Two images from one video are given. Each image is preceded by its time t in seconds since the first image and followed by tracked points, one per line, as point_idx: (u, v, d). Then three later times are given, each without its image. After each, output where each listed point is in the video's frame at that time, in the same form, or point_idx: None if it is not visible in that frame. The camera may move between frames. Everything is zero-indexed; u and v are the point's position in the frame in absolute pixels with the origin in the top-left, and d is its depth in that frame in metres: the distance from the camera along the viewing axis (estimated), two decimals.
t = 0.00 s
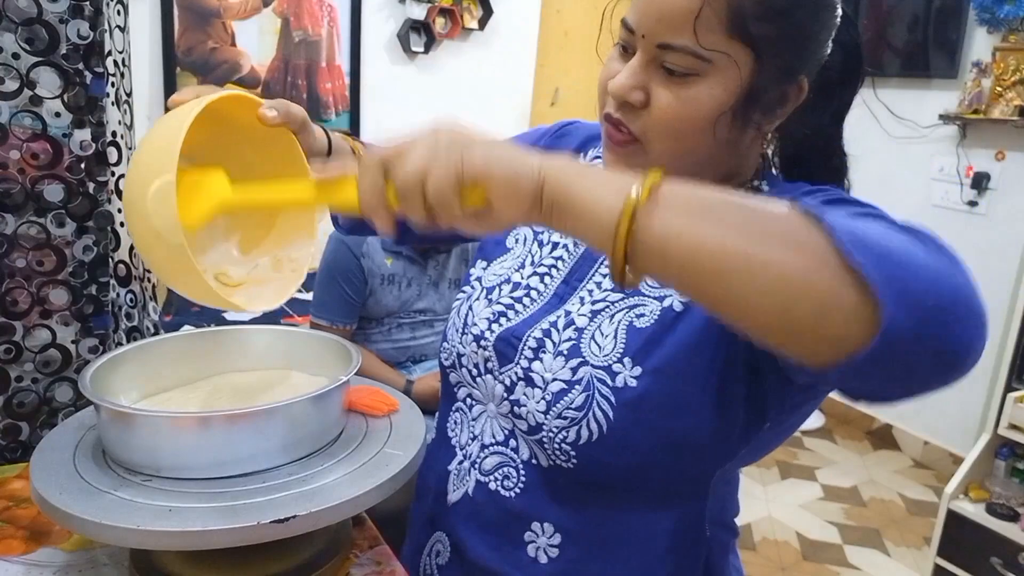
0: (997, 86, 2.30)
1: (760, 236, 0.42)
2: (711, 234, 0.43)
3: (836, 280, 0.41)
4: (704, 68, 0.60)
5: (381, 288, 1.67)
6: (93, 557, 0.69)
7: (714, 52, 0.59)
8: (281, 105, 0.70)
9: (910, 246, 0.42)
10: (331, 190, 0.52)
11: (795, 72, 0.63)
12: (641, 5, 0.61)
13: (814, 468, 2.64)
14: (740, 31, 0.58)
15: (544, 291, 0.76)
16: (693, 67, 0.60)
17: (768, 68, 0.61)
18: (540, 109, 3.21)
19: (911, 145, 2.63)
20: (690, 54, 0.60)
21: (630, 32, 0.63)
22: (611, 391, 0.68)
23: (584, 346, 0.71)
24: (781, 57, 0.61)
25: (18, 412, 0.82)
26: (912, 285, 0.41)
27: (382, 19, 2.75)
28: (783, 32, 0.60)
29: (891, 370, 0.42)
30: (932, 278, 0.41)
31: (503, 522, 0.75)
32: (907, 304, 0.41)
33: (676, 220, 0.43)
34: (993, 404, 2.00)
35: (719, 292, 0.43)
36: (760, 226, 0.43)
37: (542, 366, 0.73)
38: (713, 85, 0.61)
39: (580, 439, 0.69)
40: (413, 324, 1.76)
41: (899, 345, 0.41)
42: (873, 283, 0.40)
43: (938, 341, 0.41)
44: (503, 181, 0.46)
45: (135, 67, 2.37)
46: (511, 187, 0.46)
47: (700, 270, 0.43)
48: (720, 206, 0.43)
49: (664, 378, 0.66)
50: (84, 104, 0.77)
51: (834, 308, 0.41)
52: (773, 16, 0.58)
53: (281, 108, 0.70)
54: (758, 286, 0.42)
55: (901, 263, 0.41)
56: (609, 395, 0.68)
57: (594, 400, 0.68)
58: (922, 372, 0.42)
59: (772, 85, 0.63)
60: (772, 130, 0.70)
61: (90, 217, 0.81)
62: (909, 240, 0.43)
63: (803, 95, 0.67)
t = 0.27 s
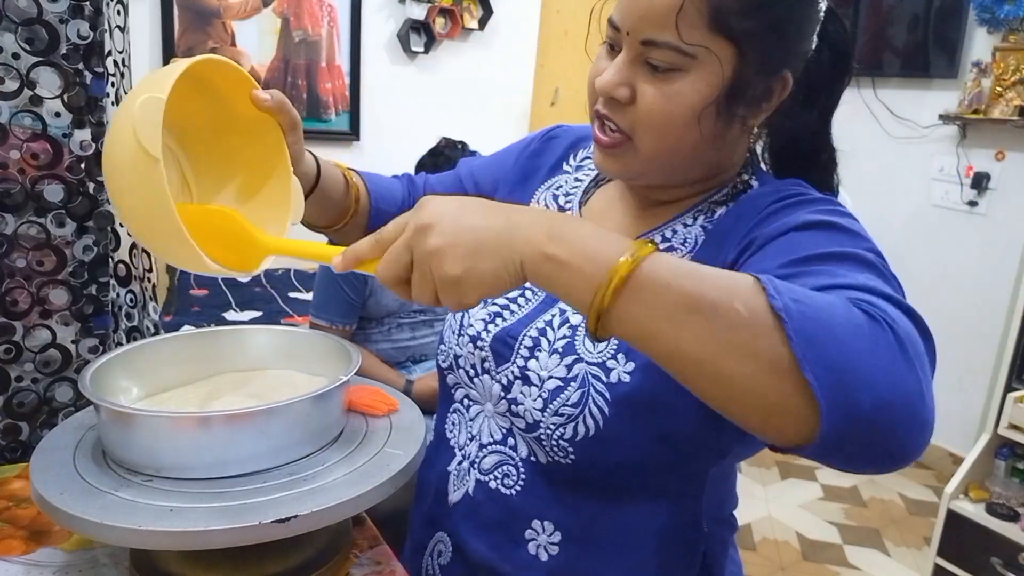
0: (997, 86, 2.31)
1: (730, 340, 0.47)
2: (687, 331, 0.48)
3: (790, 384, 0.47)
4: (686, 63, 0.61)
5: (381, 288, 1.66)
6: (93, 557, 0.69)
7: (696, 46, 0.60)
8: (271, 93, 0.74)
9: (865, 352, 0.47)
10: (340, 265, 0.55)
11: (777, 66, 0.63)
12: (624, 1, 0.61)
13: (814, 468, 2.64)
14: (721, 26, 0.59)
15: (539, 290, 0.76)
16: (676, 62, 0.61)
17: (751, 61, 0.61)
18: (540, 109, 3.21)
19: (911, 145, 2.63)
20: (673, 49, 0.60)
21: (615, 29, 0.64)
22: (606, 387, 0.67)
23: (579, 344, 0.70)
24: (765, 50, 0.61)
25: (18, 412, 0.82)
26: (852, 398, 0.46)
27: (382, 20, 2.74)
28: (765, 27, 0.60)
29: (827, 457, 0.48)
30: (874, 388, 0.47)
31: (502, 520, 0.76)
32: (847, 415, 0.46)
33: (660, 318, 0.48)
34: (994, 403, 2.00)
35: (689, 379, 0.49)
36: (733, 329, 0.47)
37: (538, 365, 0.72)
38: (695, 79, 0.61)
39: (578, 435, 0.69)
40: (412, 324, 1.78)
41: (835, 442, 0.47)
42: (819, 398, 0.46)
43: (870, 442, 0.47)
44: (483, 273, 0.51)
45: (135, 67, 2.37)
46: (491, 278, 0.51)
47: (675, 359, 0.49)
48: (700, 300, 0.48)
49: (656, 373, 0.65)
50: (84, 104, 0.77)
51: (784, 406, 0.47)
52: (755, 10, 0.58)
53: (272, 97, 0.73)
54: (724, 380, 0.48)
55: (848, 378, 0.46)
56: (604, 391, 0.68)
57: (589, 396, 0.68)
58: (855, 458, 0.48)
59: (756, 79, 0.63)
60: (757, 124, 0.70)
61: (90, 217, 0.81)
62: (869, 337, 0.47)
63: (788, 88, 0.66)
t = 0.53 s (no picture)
0: (997, 86, 2.31)
1: (710, 349, 0.47)
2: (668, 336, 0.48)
3: (761, 399, 0.47)
4: (675, 55, 0.61)
5: (380, 287, 1.66)
6: (93, 557, 0.69)
7: (684, 37, 0.60)
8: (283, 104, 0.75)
9: (839, 373, 0.47)
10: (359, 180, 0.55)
11: (764, 59, 0.64)
12: None
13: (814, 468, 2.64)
14: (709, 18, 0.59)
15: (535, 290, 0.76)
16: (665, 53, 0.61)
17: (738, 54, 0.62)
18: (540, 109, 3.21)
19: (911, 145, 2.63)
20: (662, 40, 0.60)
21: (606, 22, 0.64)
22: (603, 388, 0.67)
23: (576, 345, 0.70)
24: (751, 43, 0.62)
25: (18, 412, 0.82)
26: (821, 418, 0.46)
27: (382, 19, 2.74)
28: (750, 19, 0.60)
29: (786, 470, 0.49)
30: (844, 411, 0.47)
31: (502, 520, 0.76)
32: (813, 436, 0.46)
33: (644, 321, 0.48)
34: (994, 403, 2.00)
35: (664, 382, 0.49)
36: (714, 339, 0.47)
37: (535, 366, 0.72)
38: (684, 70, 0.61)
39: (576, 436, 0.69)
40: (412, 324, 1.77)
41: (797, 460, 0.47)
42: (788, 415, 0.46)
43: (833, 463, 0.48)
44: (483, 221, 0.51)
45: (135, 67, 2.37)
46: (490, 230, 0.51)
47: (652, 364, 0.49)
48: (685, 308, 0.48)
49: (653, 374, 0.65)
50: (84, 104, 0.77)
51: (751, 418, 0.47)
52: (741, 3, 0.59)
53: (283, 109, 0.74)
54: (697, 387, 0.48)
55: (819, 398, 0.46)
56: (602, 391, 0.68)
57: (587, 397, 0.68)
58: (813, 476, 0.49)
59: (743, 71, 0.63)
60: (746, 121, 0.70)
61: (90, 217, 0.81)
62: (844, 357, 0.47)
63: (775, 83, 0.67)
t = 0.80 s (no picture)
0: (997, 86, 2.31)
1: (713, 297, 0.47)
2: (670, 288, 0.48)
3: (769, 343, 0.46)
4: (674, 55, 0.61)
5: (380, 287, 1.66)
6: (93, 557, 0.69)
7: (684, 38, 0.60)
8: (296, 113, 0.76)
9: (845, 318, 0.46)
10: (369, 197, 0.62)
11: (762, 62, 0.64)
12: None
13: (814, 468, 2.64)
14: (709, 19, 0.59)
15: (531, 289, 0.76)
16: (664, 53, 0.61)
17: (736, 56, 0.62)
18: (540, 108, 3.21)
19: (911, 145, 2.63)
20: (661, 41, 0.60)
21: (605, 22, 0.64)
22: (599, 384, 0.67)
23: (572, 343, 0.70)
24: (750, 44, 0.62)
25: (18, 412, 0.82)
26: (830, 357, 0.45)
27: (383, 20, 2.75)
28: (749, 20, 0.60)
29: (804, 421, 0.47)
30: (852, 354, 0.46)
31: (500, 518, 0.75)
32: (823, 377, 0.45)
33: (645, 276, 0.48)
34: (994, 403, 2.00)
35: (670, 341, 0.48)
36: (716, 287, 0.47)
37: (531, 364, 0.72)
38: (683, 71, 0.61)
39: (573, 432, 0.69)
40: (412, 324, 1.77)
41: (812, 406, 0.46)
42: (796, 353, 0.45)
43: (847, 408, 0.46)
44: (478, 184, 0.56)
45: (135, 67, 2.37)
46: (485, 199, 0.56)
47: (658, 318, 0.48)
48: (685, 262, 0.48)
49: (648, 371, 0.66)
50: (84, 104, 0.77)
51: (762, 366, 0.46)
52: (739, 4, 0.59)
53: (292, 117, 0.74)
54: (704, 337, 0.47)
55: (826, 340, 0.45)
56: (597, 388, 0.68)
57: (583, 394, 0.68)
58: (831, 426, 0.47)
59: (740, 72, 0.63)
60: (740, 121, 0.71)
61: (90, 217, 0.81)
62: (847, 304, 0.47)
63: (770, 86, 0.67)
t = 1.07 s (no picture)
0: (997, 86, 2.31)
1: (747, 284, 0.47)
2: (708, 270, 0.48)
3: (792, 338, 0.46)
4: (661, 54, 0.61)
5: (380, 287, 1.66)
6: (93, 557, 0.68)
7: (668, 37, 0.60)
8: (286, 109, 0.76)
9: (867, 325, 0.47)
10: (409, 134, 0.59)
11: (746, 57, 0.64)
12: None
13: (814, 468, 2.64)
14: (693, 18, 0.59)
15: (526, 289, 0.77)
16: (649, 52, 0.61)
17: (721, 52, 0.62)
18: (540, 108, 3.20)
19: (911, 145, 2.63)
20: (648, 41, 0.60)
21: (590, 21, 0.64)
22: (591, 383, 0.67)
23: (564, 342, 0.70)
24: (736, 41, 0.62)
25: (18, 412, 0.82)
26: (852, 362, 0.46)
27: (383, 20, 2.74)
28: (734, 17, 0.60)
29: (811, 419, 0.47)
30: (869, 361, 0.46)
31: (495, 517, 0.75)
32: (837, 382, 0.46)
33: (687, 254, 0.49)
34: (994, 403, 2.00)
35: (694, 322, 0.49)
36: (752, 276, 0.47)
37: (525, 363, 0.72)
38: (669, 69, 0.61)
39: (566, 431, 0.69)
40: (412, 324, 1.77)
41: (822, 405, 0.46)
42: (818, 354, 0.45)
43: (855, 415, 0.47)
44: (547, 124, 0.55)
45: (135, 67, 2.37)
46: (552, 138, 0.54)
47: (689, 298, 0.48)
48: (727, 245, 0.48)
49: (640, 369, 0.66)
50: (84, 104, 0.77)
51: (780, 358, 0.47)
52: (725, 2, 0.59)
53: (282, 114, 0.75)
54: (733, 324, 0.47)
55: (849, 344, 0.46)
56: (590, 386, 0.68)
57: (576, 393, 0.68)
58: (835, 428, 0.47)
59: (727, 69, 0.63)
60: (730, 117, 0.70)
61: (90, 217, 0.81)
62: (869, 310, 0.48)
63: (758, 79, 0.67)
